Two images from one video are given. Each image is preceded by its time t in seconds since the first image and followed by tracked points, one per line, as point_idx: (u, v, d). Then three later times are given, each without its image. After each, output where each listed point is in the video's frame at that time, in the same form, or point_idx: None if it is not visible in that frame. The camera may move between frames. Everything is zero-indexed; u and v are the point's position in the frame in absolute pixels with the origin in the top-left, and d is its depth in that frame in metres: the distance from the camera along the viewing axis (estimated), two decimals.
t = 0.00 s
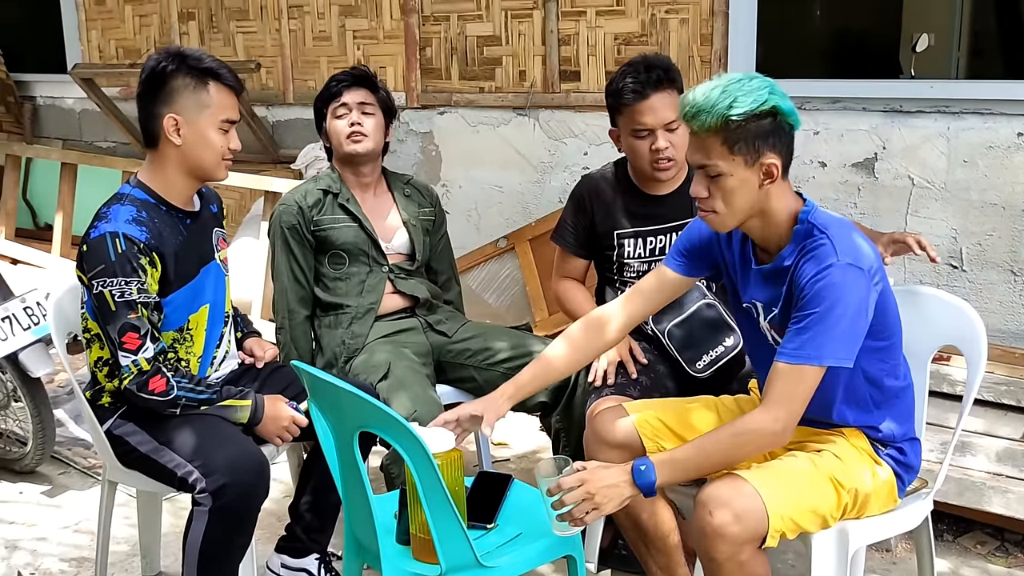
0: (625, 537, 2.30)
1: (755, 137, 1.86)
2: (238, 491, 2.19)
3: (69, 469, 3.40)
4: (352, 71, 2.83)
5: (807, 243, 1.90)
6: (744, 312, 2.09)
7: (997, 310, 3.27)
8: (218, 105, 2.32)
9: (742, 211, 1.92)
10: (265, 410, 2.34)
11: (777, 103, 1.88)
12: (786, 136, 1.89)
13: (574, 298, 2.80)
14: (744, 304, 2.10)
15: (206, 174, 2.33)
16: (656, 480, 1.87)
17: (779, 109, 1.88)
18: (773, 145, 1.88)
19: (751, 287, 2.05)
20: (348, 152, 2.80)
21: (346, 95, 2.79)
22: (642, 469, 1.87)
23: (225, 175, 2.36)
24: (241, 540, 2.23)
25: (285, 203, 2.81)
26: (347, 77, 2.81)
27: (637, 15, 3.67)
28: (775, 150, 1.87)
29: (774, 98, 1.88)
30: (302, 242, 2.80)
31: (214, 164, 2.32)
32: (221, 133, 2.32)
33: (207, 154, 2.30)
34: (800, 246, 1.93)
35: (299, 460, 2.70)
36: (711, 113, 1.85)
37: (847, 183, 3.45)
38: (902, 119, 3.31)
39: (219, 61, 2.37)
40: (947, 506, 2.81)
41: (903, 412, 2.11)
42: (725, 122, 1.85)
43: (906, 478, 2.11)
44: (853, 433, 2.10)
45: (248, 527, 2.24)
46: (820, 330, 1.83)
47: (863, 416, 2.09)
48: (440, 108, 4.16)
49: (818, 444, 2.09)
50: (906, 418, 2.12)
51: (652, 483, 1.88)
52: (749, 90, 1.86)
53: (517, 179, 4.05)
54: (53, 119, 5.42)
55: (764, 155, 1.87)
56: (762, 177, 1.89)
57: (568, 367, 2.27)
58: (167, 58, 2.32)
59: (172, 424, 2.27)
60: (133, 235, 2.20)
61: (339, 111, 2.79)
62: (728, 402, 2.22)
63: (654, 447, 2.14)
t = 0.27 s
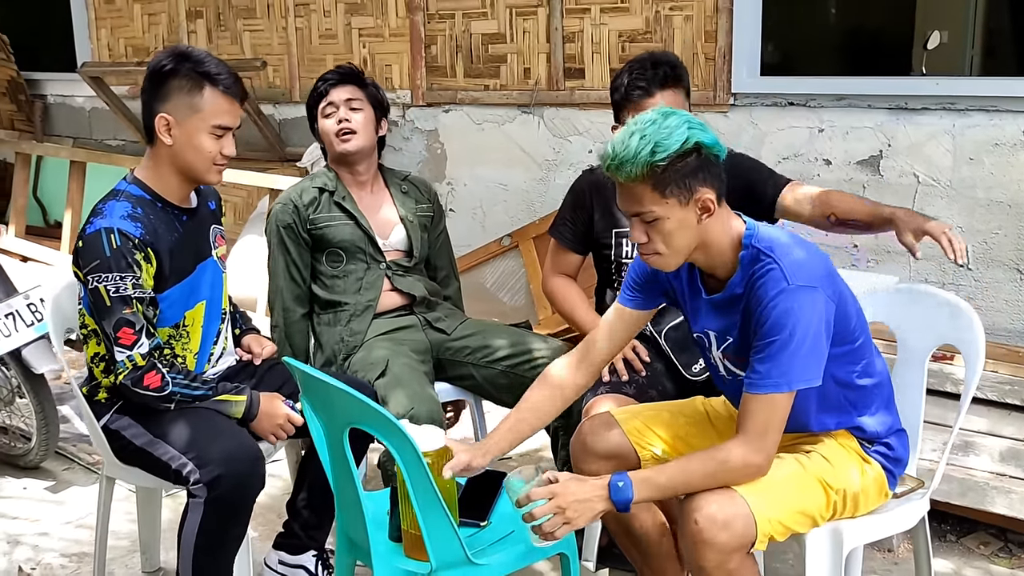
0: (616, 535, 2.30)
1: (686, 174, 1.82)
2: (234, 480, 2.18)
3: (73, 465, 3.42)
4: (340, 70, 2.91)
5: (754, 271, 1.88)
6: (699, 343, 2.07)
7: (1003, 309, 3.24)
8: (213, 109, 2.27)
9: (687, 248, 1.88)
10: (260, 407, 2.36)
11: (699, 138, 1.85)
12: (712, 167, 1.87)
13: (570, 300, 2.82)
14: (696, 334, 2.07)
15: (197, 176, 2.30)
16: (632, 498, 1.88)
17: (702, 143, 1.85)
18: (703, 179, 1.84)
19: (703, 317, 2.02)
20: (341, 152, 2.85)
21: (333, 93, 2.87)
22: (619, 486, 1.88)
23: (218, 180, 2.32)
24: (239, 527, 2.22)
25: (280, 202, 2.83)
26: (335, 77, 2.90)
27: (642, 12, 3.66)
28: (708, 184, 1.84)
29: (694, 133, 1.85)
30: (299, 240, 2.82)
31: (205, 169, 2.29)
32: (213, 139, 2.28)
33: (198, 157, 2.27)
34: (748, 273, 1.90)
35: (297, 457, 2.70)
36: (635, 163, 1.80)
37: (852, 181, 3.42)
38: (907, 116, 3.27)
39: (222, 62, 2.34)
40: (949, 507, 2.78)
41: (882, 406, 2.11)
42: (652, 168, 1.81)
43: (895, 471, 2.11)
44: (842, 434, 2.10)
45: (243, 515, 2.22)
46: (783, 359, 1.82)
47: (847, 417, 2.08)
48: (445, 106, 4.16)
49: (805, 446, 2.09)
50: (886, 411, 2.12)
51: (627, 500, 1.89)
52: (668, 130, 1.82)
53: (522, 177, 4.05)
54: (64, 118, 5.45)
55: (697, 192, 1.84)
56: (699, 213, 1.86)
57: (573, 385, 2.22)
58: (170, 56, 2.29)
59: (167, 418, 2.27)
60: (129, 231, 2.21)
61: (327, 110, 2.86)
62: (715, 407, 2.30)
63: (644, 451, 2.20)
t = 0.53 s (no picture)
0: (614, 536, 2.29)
1: (696, 177, 1.79)
2: (228, 489, 2.18)
3: (78, 463, 3.42)
4: (337, 70, 2.90)
5: (761, 273, 1.85)
6: (697, 343, 2.05)
7: (1013, 310, 3.20)
8: (207, 112, 2.26)
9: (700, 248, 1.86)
10: (258, 407, 2.35)
11: (709, 139, 1.82)
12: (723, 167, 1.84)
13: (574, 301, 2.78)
14: (696, 334, 2.04)
15: (193, 177, 2.29)
16: (629, 493, 1.85)
17: (712, 145, 1.82)
18: (714, 182, 1.82)
19: (704, 317, 2.00)
20: (343, 151, 2.85)
21: (332, 92, 2.85)
22: (618, 480, 1.86)
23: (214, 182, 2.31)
24: (231, 540, 2.21)
25: (283, 201, 2.82)
26: (334, 76, 2.89)
27: (649, 10, 3.63)
28: (718, 186, 1.82)
29: (702, 134, 1.82)
30: (302, 239, 2.81)
31: (201, 171, 2.28)
32: (208, 141, 2.27)
33: (193, 160, 2.26)
34: (754, 276, 1.87)
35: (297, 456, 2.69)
36: (645, 168, 1.76)
37: (861, 181, 3.38)
38: (916, 115, 3.23)
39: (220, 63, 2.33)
40: (956, 511, 2.75)
41: (888, 415, 2.06)
42: (664, 172, 1.77)
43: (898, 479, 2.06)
44: (845, 440, 2.05)
45: (237, 528, 2.22)
46: (786, 363, 1.79)
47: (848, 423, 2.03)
48: (452, 105, 4.15)
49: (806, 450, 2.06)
50: (891, 421, 2.06)
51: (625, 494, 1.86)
52: (677, 133, 1.79)
53: (529, 176, 4.03)
54: (76, 116, 5.48)
55: (707, 194, 1.81)
56: (709, 215, 1.84)
57: (563, 374, 2.23)
58: (169, 57, 2.29)
59: (163, 422, 2.26)
60: (125, 232, 2.20)
61: (327, 109, 2.84)
62: (718, 408, 2.26)
63: (643, 453, 2.18)
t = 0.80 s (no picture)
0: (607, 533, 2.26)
1: (730, 159, 1.73)
2: (219, 473, 2.17)
3: (78, 456, 3.42)
4: (335, 62, 2.88)
5: (787, 264, 1.79)
6: (709, 326, 1.99)
7: (1019, 306, 3.16)
8: (199, 100, 2.25)
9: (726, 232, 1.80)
10: (251, 401, 2.32)
11: (747, 121, 1.76)
12: (756, 150, 1.79)
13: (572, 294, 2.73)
14: (709, 317, 1.98)
15: (185, 169, 2.27)
16: (631, 481, 1.79)
17: (749, 126, 1.76)
18: (749, 164, 1.76)
19: (723, 301, 1.93)
20: (343, 145, 2.83)
21: (331, 85, 2.83)
22: (621, 466, 1.79)
23: (207, 172, 2.29)
24: (225, 522, 2.20)
25: (280, 194, 2.80)
26: (332, 68, 2.87)
27: (652, 3, 3.60)
28: (751, 169, 1.76)
29: (741, 115, 1.76)
30: (298, 233, 2.79)
31: (193, 162, 2.26)
32: (200, 131, 2.26)
33: (185, 151, 2.24)
34: (779, 267, 1.81)
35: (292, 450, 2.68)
36: (682, 145, 1.70)
37: (866, 175, 3.34)
38: (921, 109, 3.19)
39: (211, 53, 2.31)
40: (958, 510, 2.72)
41: (895, 416, 2.00)
42: (703, 151, 1.70)
43: (898, 478, 2.01)
44: (846, 437, 1.99)
45: (228, 510, 2.21)
46: (803, 357, 1.74)
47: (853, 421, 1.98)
48: (456, 99, 4.13)
49: (805, 445, 2.01)
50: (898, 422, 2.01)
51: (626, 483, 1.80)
52: (716, 112, 1.73)
53: (532, 170, 4.00)
54: (83, 111, 5.50)
55: (742, 176, 1.75)
56: (741, 197, 1.78)
57: (554, 348, 2.19)
58: (158, 49, 2.28)
59: (154, 409, 2.26)
60: (115, 227, 2.18)
61: (326, 102, 2.83)
62: (716, 401, 2.21)
63: (638, 445, 2.14)
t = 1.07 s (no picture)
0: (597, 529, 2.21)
1: (738, 140, 1.67)
2: (195, 467, 2.13)
3: (70, 446, 3.39)
4: (326, 47, 2.83)
5: (795, 250, 1.73)
6: (708, 313, 1.93)
7: None
8: (182, 79, 2.21)
9: (730, 219, 1.73)
10: (236, 391, 2.30)
11: (757, 101, 1.69)
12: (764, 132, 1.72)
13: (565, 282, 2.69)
14: (710, 305, 1.92)
15: (171, 152, 2.23)
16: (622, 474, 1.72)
17: (759, 107, 1.70)
18: (758, 147, 1.70)
19: (723, 288, 1.87)
20: (340, 130, 2.78)
21: (325, 72, 2.77)
22: (610, 460, 1.72)
23: (191, 155, 2.25)
24: (205, 517, 2.16)
25: (270, 180, 2.77)
26: (323, 54, 2.81)
27: None
28: (760, 153, 1.70)
29: (751, 95, 1.69)
30: (288, 222, 2.76)
31: (178, 143, 2.22)
32: (183, 109, 2.22)
33: (168, 132, 2.21)
34: (786, 252, 1.75)
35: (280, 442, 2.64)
36: (689, 125, 1.63)
37: (869, 166, 3.28)
38: (925, 98, 3.13)
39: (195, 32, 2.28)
40: (959, 506, 2.66)
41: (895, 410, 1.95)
42: (710, 131, 1.64)
43: (894, 474, 1.94)
44: (842, 428, 1.93)
45: (209, 509, 2.18)
46: (807, 344, 1.67)
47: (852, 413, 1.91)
48: (456, 88, 4.08)
49: (801, 438, 1.95)
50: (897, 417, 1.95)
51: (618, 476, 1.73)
52: (726, 92, 1.66)
53: (532, 160, 3.95)
54: (84, 100, 5.48)
55: (750, 160, 1.69)
56: (748, 181, 1.72)
57: (546, 327, 2.15)
58: (142, 28, 2.25)
59: (135, 403, 2.22)
60: (97, 212, 2.14)
61: (322, 89, 2.77)
62: (708, 394, 2.17)
63: (626, 437, 2.10)
